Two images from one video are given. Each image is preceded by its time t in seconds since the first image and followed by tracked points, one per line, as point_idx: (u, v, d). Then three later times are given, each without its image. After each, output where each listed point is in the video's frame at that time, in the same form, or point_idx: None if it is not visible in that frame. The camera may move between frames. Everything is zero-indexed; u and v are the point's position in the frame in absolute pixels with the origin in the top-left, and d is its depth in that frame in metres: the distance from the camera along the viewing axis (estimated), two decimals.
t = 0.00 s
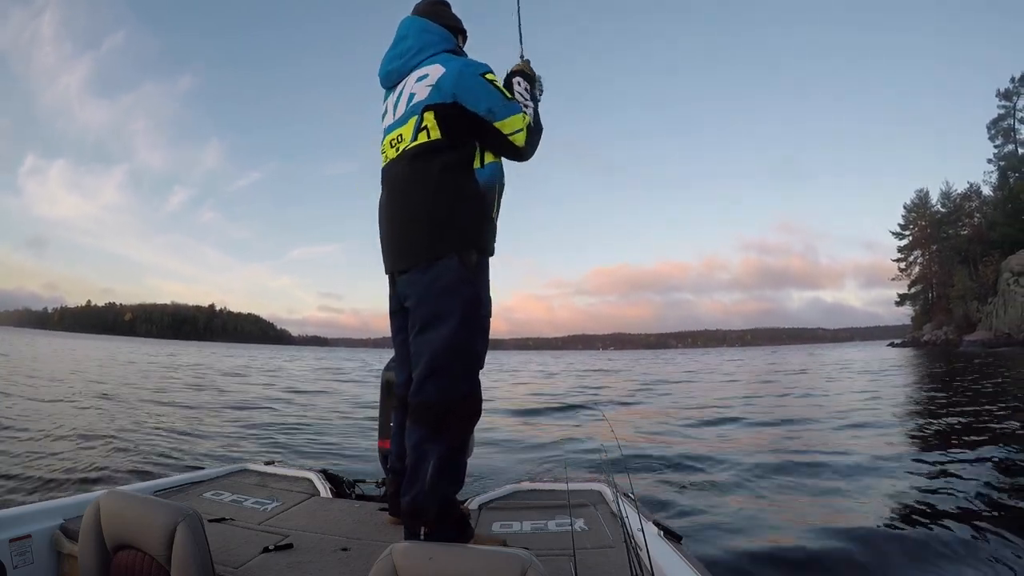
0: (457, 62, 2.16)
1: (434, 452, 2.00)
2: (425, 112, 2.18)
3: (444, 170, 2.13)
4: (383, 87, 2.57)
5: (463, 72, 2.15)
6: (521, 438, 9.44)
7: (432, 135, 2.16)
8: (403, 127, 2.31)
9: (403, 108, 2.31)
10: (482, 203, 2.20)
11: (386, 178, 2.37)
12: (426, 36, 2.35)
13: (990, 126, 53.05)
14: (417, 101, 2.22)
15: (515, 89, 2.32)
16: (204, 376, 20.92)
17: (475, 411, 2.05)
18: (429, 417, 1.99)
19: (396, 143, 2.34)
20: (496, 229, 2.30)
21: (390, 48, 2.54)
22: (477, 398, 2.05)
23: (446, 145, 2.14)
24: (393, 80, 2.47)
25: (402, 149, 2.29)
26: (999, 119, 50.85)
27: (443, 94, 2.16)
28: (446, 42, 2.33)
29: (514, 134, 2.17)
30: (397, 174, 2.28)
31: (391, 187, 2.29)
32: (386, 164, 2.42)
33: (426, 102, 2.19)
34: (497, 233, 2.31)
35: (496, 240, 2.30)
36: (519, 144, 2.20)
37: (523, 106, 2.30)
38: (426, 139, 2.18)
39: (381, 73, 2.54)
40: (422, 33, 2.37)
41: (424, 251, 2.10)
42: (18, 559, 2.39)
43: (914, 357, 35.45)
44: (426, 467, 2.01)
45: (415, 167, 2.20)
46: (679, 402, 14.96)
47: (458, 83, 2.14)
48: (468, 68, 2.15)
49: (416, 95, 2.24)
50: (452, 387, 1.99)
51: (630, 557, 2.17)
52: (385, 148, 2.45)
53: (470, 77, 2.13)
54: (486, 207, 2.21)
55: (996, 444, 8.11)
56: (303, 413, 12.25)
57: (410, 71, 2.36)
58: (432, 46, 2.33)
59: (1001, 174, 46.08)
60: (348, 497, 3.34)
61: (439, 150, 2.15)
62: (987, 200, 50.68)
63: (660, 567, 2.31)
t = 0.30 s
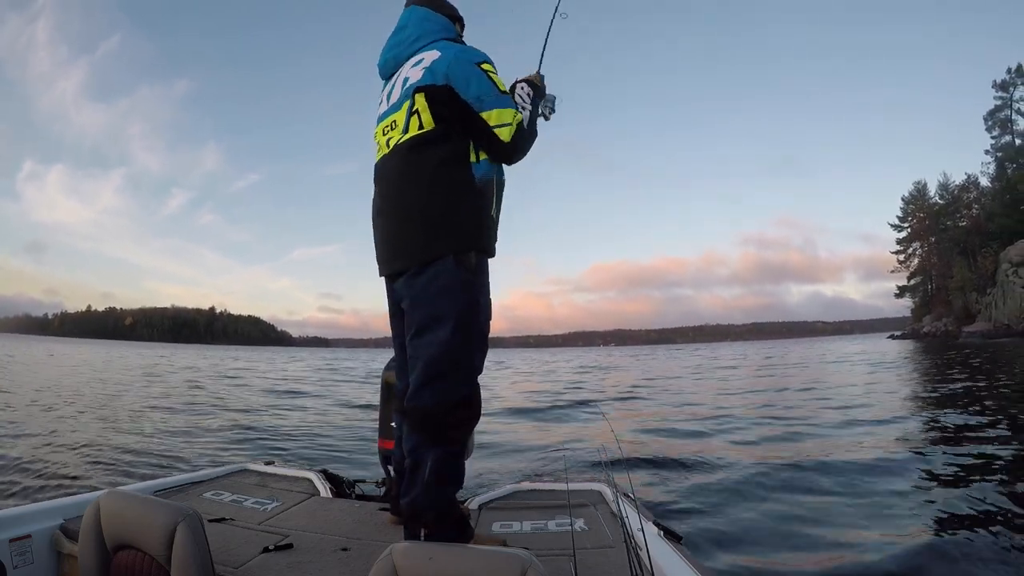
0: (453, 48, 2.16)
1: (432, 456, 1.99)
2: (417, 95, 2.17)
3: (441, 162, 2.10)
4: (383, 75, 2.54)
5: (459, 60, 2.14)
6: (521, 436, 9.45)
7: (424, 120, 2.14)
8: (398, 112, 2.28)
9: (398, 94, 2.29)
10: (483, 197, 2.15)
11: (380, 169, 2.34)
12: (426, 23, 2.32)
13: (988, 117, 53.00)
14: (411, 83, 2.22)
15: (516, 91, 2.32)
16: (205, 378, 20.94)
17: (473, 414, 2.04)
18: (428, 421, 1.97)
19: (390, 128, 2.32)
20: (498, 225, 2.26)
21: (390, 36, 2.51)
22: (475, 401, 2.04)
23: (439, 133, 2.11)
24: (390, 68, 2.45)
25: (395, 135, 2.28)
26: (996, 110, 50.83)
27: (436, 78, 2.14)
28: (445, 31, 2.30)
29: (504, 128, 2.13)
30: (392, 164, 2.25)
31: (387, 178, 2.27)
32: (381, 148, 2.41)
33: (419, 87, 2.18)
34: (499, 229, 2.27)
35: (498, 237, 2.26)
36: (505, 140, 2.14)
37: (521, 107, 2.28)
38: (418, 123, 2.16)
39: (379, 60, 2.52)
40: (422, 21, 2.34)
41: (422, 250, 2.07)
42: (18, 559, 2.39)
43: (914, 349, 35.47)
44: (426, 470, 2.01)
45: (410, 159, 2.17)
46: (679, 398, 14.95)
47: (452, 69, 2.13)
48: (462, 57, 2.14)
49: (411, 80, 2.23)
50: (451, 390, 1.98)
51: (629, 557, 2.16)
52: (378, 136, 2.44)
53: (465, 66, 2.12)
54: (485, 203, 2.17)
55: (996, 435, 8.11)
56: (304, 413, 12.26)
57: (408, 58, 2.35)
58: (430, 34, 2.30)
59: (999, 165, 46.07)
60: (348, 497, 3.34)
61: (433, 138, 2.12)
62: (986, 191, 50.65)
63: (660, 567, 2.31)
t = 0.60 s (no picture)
0: (458, 40, 2.13)
1: (435, 455, 1.99)
2: (428, 96, 2.15)
3: (452, 158, 2.08)
4: (384, 75, 2.53)
5: (466, 50, 2.13)
6: (521, 435, 9.46)
7: (435, 117, 2.11)
8: (405, 112, 2.26)
9: (405, 93, 2.27)
10: (494, 188, 2.13)
11: (388, 162, 2.31)
12: (425, 17, 2.32)
13: (988, 115, 52.93)
14: (418, 85, 2.20)
15: (518, 58, 2.26)
16: (205, 376, 20.96)
17: (475, 414, 2.03)
18: (431, 420, 1.97)
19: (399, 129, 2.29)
20: (508, 217, 2.24)
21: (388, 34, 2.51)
22: (477, 401, 2.03)
23: (452, 127, 2.10)
24: (393, 64, 2.44)
25: (403, 133, 2.25)
26: (996, 107, 50.77)
27: (446, 76, 2.13)
28: (444, 22, 2.30)
29: (529, 107, 2.18)
30: (399, 158, 2.22)
31: (395, 168, 2.24)
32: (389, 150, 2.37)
33: (429, 84, 2.16)
34: (511, 221, 2.25)
35: (509, 229, 2.23)
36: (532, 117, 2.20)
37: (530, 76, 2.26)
38: (428, 122, 2.13)
39: (379, 58, 2.52)
40: (421, 16, 2.33)
41: (428, 244, 2.05)
42: (18, 559, 2.39)
43: (913, 347, 35.47)
44: (426, 470, 2.00)
45: (419, 150, 2.14)
46: (679, 396, 14.96)
47: (461, 62, 2.11)
48: (469, 45, 2.13)
49: (418, 79, 2.21)
50: (455, 388, 1.97)
51: (629, 558, 2.17)
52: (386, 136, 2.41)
53: (474, 53, 2.12)
54: (496, 191, 2.16)
55: (996, 434, 8.11)
56: (304, 412, 12.27)
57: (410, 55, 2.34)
58: (430, 27, 2.30)
59: (998, 163, 46.03)
60: (348, 497, 3.34)
61: (444, 134, 2.10)
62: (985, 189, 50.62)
63: (659, 567, 2.31)
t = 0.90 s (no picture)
0: (469, 36, 2.14)
1: (437, 455, 2.00)
2: (440, 94, 2.15)
3: (463, 157, 2.08)
4: (393, 73, 2.54)
5: (478, 46, 2.13)
6: (520, 436, 9.48)
7: (447, 116, 2.11)
8: (416, 110, 2.25)
9: (416, 92, 2.27)
10: (504, 187, 2.14)
11: (399, 159, 2.32)
12: (433, 12, 2.32)
13: (988, 118, 52.99)
14: (431, 82, 2.19)
15: (527, 50, 2.26)
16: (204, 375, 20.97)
17: (477, 415, 2.03)
18: (434, 419, 1.98)
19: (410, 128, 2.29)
20: (518, 216, 2.23)
21: (396, 29, 2.51)
22: (480, 403, 2.03)
23: (464, 127, 2.10)
24: (402, 60, 2.44)
25: (415, 131, 2.25)
26: (996, 111, 50.84)
27: (458, 74, 2.13)
28: (454, 17, 2.30)
29: (542, 99, 2.17)
30: (409, 156, 2.22)
31: (405, 166, 2.24)
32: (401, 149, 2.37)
33: (442, 82, 2.16)
34: (520, 220, 2.25)
35: (518, 230, 2.23)
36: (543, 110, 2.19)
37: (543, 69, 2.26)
38: (440, 121, 2.13)
39: (388, 55, 2.52)
40: (429, 11, 2.33)
41: (436, 244, 2.06)
42: (18, 559, 2.40)
43: (912, 350, 35.52)
44: (428, 470, 2.01)
45: (430, 148, 2.15)
46: (678, 398, 14.98)
47: (473, 58, 2.11)
48: (480, 40, 2.13)
49: (429, 76, 2.21)
50: (458, 389, 1.98)
51: (629, 558, 2.17)
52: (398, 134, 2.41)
53: (487, 47, 2.12)
54: (507, 189, 2.16)
55: (994, 437, 8.12)
56: (303, 412, 12.27)
57: (419, 51, 2.34)
58: (440, 22, 2.29)
59: (998, 167, 46.09)
60: (348, 497, 3.35)
61: (456, 134, 2.10)
62: (985, 192, 50.66)
63: (659, 567, 2.32)
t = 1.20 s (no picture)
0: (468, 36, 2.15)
1: (435, 458, 2.00)
2: (430, 86, 2.16)
3: (455, 158, 2.08)
4: (394, 66, 2.55)
5: (472, 46, 2.14)
6: (520, 436, 9.48)
7: (435, 109, 2.12)
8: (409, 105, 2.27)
9: (411, 86, 2.29)
10: (497, 191, 2.14)
11: (392, 158, 2.33)
12: (437, 11, 2.33)
13: (987, 118, 53.05)
14: (423, 74, 2.21)
15: (532, 75, 2.29)
16: (204, 376, 20.95)
17: (472, 419, 2.04)
18: (430, 424, 1.99)
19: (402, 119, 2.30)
20: (511, 220, 2.23)
21: (401, 25, 2.53)
22: (476, 406, 2.04)
23: (453, 127, 2.10)
24: (403, 55, 2.45)
25: (406, 127, 2.26)
26: (995, 111, 50.91)
27: (449, 68, 2.14)
28: (458, 18, 2.31)
29: (527, 115, 2.15)
30: (402, 158, 2.23)
31: (398, 167, 2.24)
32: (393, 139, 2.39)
33: (433, 74, 2.16)
34: (514, 224, 2.25)
35: (512, 233, 2.24)
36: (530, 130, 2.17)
37: (538, 93, 2.27)
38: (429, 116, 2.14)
39: (392, 49, 2.53)
40: (433, 9, 2.34)
41: (430, 248, 2.06)
42: (18, 559, 2.40)
43: (911, 350, 35.50)
44: (426, 474, 2.02)
45: (423, 149, 2.15)
46: (678, 398, 14.99)
47: (465, 57, 2.13)
48: (477, 42, 2.14)
49: (423, 69, 2.22)
50: (454, 393, 1.98)
51: (629, 558, 2.17)
52: (391, 127, 2.42)
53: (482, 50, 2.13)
54: (500, 194, 2.16)
55: (994, 437, 8.13)
56: (303, 412, 12.26)
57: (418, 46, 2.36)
58: (442, 21, 2.30)
59: (997, 167, 46.12)
60: (348, 497, 3.36)
61: (446, 132, 2.10)
62: (985, 192, 50.70)
63: (659, 567, 2.33)
